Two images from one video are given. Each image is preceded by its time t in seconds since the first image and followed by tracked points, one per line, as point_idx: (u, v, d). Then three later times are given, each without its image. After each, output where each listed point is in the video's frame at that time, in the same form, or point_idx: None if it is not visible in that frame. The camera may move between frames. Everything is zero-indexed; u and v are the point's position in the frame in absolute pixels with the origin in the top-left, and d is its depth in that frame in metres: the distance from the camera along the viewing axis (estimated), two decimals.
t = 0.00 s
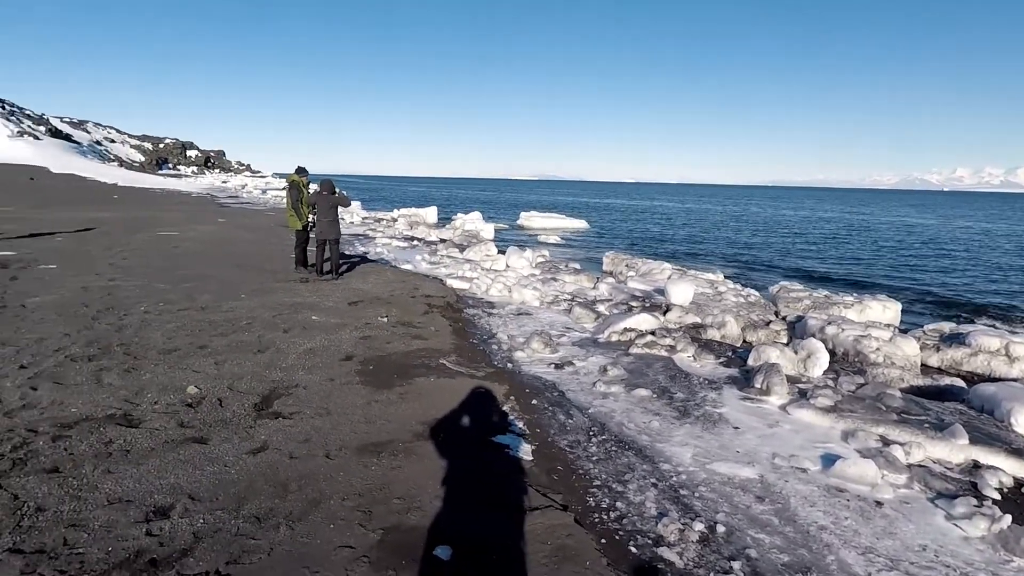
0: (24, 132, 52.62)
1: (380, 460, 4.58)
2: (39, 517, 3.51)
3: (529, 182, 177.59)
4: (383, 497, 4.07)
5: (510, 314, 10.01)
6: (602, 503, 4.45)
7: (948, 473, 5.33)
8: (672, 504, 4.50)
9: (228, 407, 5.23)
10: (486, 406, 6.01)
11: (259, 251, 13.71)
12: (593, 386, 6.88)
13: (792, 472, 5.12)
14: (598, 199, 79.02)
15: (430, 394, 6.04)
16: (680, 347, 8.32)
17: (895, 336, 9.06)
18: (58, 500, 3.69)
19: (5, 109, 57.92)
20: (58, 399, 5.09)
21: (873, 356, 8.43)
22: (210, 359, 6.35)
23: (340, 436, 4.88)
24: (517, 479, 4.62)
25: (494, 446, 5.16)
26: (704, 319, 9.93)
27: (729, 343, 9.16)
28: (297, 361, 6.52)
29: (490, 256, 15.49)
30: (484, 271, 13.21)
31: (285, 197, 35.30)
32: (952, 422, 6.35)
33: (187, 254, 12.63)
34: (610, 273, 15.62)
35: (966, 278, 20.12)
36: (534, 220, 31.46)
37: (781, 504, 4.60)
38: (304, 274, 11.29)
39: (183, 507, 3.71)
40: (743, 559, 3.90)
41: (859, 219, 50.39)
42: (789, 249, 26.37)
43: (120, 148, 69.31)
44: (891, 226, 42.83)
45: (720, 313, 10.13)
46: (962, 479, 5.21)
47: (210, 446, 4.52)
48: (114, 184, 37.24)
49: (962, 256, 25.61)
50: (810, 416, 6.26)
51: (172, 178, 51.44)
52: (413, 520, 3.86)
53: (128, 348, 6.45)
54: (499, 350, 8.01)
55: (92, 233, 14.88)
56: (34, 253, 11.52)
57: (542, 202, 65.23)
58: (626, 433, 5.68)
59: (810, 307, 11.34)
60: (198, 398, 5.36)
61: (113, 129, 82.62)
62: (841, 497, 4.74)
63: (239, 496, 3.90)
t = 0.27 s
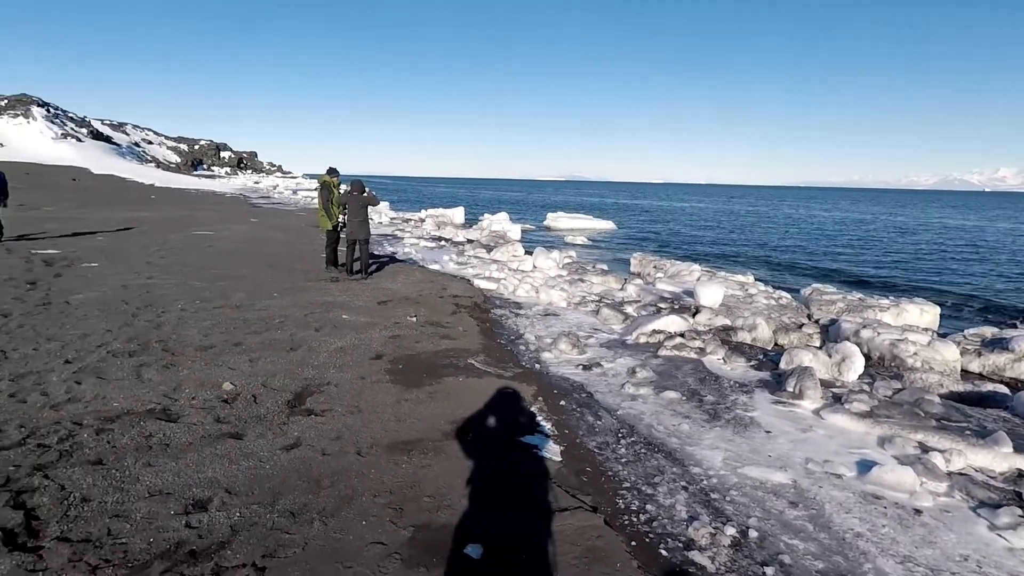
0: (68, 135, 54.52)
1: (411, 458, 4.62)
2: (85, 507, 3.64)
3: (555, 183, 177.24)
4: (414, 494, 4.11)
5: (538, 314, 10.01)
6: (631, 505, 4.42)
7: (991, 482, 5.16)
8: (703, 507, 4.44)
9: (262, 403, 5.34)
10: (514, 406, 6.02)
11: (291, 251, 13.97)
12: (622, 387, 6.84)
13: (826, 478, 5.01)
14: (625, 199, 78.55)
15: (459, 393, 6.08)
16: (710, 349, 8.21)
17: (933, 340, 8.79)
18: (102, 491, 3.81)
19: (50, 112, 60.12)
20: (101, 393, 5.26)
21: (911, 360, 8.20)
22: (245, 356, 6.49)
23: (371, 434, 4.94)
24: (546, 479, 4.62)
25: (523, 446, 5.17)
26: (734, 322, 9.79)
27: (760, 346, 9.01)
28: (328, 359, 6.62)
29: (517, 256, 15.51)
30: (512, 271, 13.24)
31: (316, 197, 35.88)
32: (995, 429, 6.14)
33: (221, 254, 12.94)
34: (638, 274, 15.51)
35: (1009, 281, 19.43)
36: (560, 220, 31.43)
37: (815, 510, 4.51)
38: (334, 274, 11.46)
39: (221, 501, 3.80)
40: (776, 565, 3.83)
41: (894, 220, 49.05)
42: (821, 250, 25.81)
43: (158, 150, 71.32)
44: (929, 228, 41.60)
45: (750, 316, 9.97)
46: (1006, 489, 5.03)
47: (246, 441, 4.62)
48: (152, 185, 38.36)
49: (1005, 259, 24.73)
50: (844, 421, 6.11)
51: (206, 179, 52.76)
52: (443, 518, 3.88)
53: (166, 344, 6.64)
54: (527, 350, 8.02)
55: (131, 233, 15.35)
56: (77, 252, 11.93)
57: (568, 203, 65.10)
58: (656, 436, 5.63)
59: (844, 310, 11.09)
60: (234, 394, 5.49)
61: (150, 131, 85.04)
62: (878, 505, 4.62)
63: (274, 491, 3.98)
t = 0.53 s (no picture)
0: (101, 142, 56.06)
1: (439, 459, 4.65)
2: (125, 505, 3.73)
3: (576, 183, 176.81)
4: (443, 495, 4.13)
5: (562, 315, 10.00)
6: (661, 508, 4.38)
7: None
8: (734, 511, 4.38)
9: (293, 404, 5.42)
10: (540, 407, 6.02)
11: (317, 253, 14.17)
12: (648, 389, 6.79)
13: (860, 482, 4.91)
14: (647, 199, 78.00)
15: (485, 394, 6.10)
16: (737, 351, 8.11)
17: (970, 342, 8.55)
18: (141, 490, 3.91)
19: (84, 120, 61.87)
20: (138, 393, 5.39)
21: (946, 362, 7.99)
22: (275, 357, 6.60)
23: (400, 435, 4.98)
24: (574, 481, 4.60)
25: (550, 447, 5.16)
26: (762, 323, 9.65)
27: (789, 347, 8.86)
28: (356, 360, 6.70)
29: (540, 258, 15.51)
30: (535, 273, 13.24)
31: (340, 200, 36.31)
32: None
33: (250, 256, 13.17)
34: (662, 275, 15.39)
35: None
36: (582, 221, 31.36)
37: (849, 514, 4.42)
38: (360, 276, 11.59)
39: (256, 500, 3.87)
40: (810, 569, 3.77)
41: (925, 219, 47.86)
42: (850, 250, 25.29)
43: (187, 154, 72.96)
44: (961, 226, 40.51)
45: (778, 317, 9.82)
46: None
47: (278, 441, 4.70)
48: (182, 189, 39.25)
49: None
50: (878, 424, 5.98)
51: (233, 183, 53.78)
52: (472, 519, 3.90)
53: (199, 345, 6.78)
54: (552, 352, 8.02)
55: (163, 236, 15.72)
56: (112, 255, 12.25)
57: (589, 203, 64.92)
58: (684, 438, 5.58)
59: (875, 311, 10.85)
60: (265, 395, 5.58)
61: (179, 137, 86.97)
62: (915, 510, 4.51)
63: (307, 490, 4.04)
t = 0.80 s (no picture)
0: (128, 141, 57.21)
1: (463, 458, 4.66)
2: (157, 498, 3.80)
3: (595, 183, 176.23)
4: (468, 494, 4.14)
5: (583, 316, 9.97)
6: (686, 511, 4.34)
7: None
8: (760, 515, 4.33)
9: (318, 401, 5.48)
10: (562, 407, 6.01)
11: (339, 252, 14.30)
12: (671, 391, 6.73)
13: (890, 489, 4.82)
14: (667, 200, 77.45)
15: (508, 394, 6.11)
16: (761, 353, 8.01)
17: (1002, 347, 8.34)
18: (172, 484, 3.98)
19: (112, 119, 63.17)
20: (167, 389, 5.49)
21: (978, 368, 7.80)
22: (299, 354, 6.68)
23: (424, 434, 5.01)
24: (598, 483, 4.58)
25: (573, 448, 5.15)
26: (786, 326, 9.52)
27: (814, 351, 8.72)
28: (379, 359, 6.75)
29: (560, 258, 15.48)
30: (555, 273, 13.22)
31: (361, 199, 36.60)
32: None
33: (274, 254, 13.34)
34: (683, 276, 15.27)
35: None
36: (602, 221, 31.25)
37: (879, 522, 4.34)
38: (382, 274, 11.67)
39: (283, 496, 3.92)
40: None
41: (953, 221, 46.78)
42: (875, 252, 24.83)
43: (211, 154, 74.20)
44: (992, 229, 39.50)
45: (803, 319, 9.68)
46: None
47: (304, 438, 4.75)
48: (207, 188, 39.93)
49: None
50: (907, 430, 5.86)
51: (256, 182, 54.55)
52: (496, 519, 3.90)
53: (226, 342, 6.88)
54: (573, 352, 8.00)
55: (189, 234, 15.98)
56: (140, 252, 12.50)
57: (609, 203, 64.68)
58: (708, 441, 5.52)
59: (903, 314, 10.64)
60: (291, 392, 5.65)
61: (204, 136, 88.40)
62: (947, 518, 4.41)
63: (333, 487, 4.08)
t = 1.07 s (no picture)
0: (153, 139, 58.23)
1: (484, 457, 4.67)
2: (185, 489, 3.87)
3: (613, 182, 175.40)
4: (489, 493, 4.15)
5: (602, 316, 9.93)
6: (708, 515, 4.30)
7: None
8: (784, 521, 4.28)
9: (341, 397, 5.53)
10: (582, 408, 5.99)
11: (359, 249, 14.41)
12: (692, 393, 6.68)
13: (917, 497, 4.72)
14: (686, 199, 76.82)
15: (528, 394, 6.11)
16: (784, 356, 7.90)
17: None
18: (199, 476, 4.04)
19: (139, 117, 64.37)
20: (194, 382, 5.59)
21: (1009, 375, 7.61)
22: (322, 350, 6.75)
23: (445, 431, 5.03)
24: (619, 484, 4.56)
25: (594, 448, 5.13)
26: (809, 328, 9.38)
27: (838, 355, 8.59)
28: (400, 356, 6.79)
29: (579, 257, 15.43)
30: (574, 272, 13.18)
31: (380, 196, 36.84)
32: None
33: (295, 251, 13.48)
34: (704, 276, 15.13)
35: None
36: (621, 220, 31.09)
37: (907, 530, 4.26)
38: (402, 272, 11.73)
39: (307, 490, 3.96)
40: None
41: (983, 223, 45.71)
42: (901, 254, 24.36)
43: (234, 151, 75.23)
44: (1022, 232, 38.54)
45: (827, 322, 9.53)
46: None
47: (327, 433, 4.80)
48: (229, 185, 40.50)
49: None
50: (935, 437, 5.74)
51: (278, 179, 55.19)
52: (518, 518, 3.91)
53: (250, 337, 6.97)
54: (593, 352, 7.96)
55: (213, 230, 16.22)
56: (165, 248, 12.72)
57: (628, 202, 64.31)
58: (730, 444, 5.46)
59: (930, 318, 10.42)
60: (314, 387, 5.71)
61: (227, 134, 89.62)
62: (977, 529, 4.31)
63: (356, 483, 4.11)
